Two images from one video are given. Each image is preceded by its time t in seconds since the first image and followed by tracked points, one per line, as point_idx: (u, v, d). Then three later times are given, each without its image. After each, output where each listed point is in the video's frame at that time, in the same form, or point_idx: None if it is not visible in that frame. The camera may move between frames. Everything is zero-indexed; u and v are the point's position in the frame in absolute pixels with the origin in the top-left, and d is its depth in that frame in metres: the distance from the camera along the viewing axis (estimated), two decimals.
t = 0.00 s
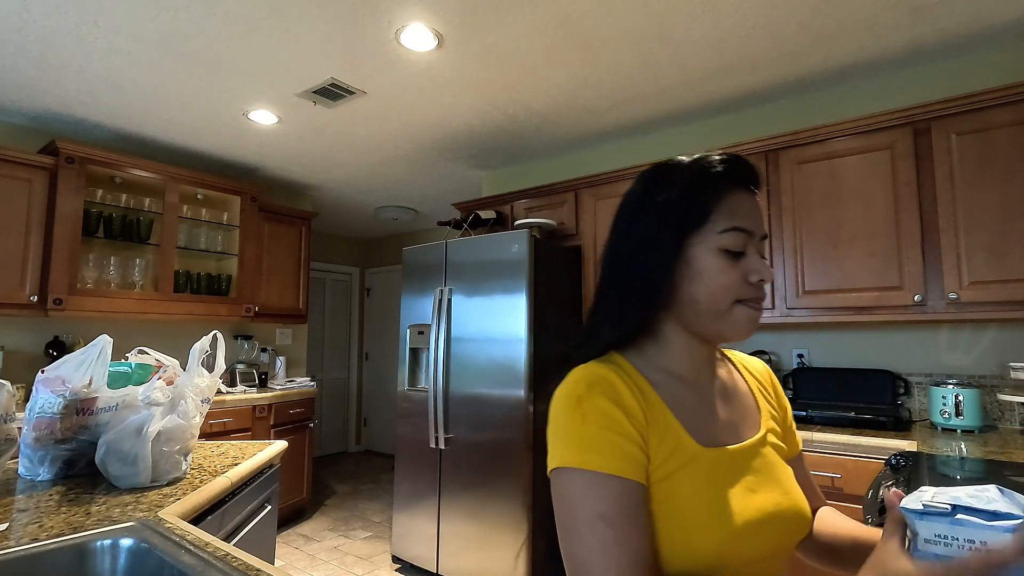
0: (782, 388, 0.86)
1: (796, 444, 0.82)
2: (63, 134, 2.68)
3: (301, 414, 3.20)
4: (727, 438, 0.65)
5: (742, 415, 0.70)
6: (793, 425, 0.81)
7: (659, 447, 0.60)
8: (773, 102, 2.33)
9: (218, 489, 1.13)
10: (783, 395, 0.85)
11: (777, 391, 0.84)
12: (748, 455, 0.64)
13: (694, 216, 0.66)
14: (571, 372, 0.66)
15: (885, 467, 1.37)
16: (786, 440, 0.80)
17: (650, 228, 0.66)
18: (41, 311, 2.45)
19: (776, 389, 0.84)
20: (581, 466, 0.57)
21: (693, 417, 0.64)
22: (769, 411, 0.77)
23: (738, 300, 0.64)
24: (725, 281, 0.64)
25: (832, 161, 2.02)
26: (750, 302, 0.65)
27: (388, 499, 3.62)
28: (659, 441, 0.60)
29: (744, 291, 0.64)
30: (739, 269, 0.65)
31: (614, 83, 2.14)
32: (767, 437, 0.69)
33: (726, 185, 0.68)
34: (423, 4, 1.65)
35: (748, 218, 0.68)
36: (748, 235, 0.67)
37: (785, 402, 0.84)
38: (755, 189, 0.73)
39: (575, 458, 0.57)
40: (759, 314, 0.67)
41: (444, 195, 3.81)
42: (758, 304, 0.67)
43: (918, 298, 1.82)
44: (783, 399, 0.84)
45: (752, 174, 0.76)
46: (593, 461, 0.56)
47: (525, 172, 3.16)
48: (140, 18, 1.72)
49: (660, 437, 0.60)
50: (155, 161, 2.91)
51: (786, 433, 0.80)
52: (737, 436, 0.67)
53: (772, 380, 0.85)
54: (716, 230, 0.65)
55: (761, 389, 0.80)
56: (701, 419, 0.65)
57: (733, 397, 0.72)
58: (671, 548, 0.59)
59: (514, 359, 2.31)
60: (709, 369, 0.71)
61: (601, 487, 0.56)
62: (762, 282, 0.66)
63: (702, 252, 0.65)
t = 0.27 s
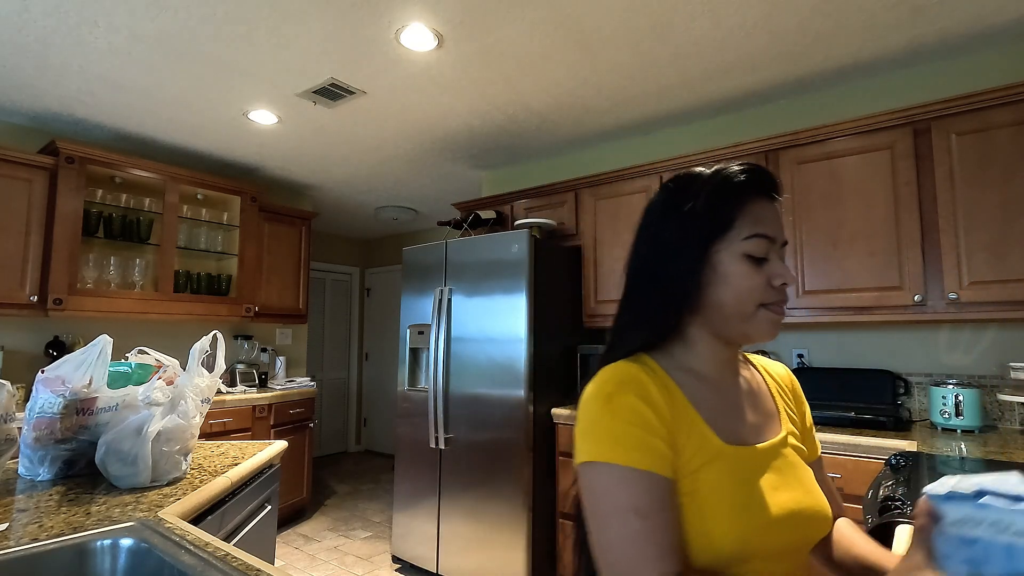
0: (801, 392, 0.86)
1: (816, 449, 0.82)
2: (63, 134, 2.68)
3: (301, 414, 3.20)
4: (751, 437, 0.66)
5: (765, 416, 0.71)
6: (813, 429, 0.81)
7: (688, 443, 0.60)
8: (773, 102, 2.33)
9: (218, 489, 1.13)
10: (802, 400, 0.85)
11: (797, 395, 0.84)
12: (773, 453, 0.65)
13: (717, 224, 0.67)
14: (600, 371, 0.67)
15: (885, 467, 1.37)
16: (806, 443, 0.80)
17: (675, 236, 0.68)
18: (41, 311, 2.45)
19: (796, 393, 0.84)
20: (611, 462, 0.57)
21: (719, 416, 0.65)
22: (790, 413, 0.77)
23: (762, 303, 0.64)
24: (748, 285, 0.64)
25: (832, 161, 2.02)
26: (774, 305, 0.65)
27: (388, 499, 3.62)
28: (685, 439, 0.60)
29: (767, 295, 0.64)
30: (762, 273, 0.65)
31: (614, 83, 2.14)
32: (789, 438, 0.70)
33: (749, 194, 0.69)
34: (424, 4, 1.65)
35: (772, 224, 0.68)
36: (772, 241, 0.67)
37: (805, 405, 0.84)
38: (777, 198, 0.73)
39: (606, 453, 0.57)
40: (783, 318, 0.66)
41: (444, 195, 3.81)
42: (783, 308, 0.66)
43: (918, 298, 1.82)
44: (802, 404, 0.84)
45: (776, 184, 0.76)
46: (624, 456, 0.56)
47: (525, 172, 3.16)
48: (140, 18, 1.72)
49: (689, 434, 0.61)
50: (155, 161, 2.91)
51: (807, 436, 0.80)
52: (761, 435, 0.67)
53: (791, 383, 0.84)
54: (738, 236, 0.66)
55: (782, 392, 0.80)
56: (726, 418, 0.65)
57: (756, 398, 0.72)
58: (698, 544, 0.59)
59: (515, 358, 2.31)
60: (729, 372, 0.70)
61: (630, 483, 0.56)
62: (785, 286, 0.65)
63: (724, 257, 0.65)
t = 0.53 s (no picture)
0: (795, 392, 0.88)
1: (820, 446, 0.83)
2: (63, 134, 2.68)
3: (301, 414, 3.20)
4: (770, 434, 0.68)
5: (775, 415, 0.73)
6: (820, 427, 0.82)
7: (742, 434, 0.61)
8: (773, 102, 2.33)
9: (218, 488, 1.13)
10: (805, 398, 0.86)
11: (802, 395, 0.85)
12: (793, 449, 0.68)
13: (704, 231, 0.66)
14: (628, 376, 0.65)
15: (884, 467, 1.37)
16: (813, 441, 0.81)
17: (665, 248, 0.68)
18: (41, 311, 2.45)
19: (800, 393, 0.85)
20: (693, 456, 0.54)
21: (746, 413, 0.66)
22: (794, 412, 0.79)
23: (765, 302, 0.64)
24: (746, 286, 0.64)
25: (832, 161, 2.02)
26: (778, 301, 0.65)
27: (389, 499, 3.62)
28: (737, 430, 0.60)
29: (768, 294, 0.64)
30: (758, 272, 0.64)
31: (614, 83, 2.14)
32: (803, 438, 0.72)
33: (733, 193, 0.68)
34: (424, 4, 1.65)
35: (761, 219, 0.67)
36: (764, 236, 0.66)
37: (809, 404, 0.84)
38: (764, 191, 0.72)
39: (687, 447, 0.54)
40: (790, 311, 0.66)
41: (445, 195, 3.81)
42: (788, 301, 0.66)
43: (918, 299, 1.82)
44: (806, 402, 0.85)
45: (762, 174, 0.75)
46: (708, 447, 0.54)
47: (525, 172, 3.16)
48: (140, 18, 1.72)
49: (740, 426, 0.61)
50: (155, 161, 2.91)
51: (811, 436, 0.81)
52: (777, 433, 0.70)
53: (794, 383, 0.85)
54: (728, 239, 0.66)
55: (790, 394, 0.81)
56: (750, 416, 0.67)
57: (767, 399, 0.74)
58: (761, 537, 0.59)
59: (515, 358, 2.31)
60: (741, 371, 0.70)
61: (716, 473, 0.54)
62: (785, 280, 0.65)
63: (718, 263, 0.65)
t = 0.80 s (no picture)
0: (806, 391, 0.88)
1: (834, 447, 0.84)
2: (63, 134, 2.68)
3: (301, 414, 3.20)
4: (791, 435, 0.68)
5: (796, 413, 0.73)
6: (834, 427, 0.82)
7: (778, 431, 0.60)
8: (774, 101, 2.33)
9: (218, 489, 1.13)
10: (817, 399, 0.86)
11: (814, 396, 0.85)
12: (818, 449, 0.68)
13: (705, 227, 0.67)
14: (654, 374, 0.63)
15: (884, 467, 1.37)
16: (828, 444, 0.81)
17: (671, 253, 0.69)
18: (41, 311, 2.45)
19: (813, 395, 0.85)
20: (737, 455, 0.53)
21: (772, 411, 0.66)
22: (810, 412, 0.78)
23: (779, 289, 0.62)
24: (757, 277, 0.63)
25: (832, 161, 2.02)
26: (793, 288, 0.63)
27: (389, 499, 3.61)
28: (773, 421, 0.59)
29: (780, 281, 0.63)
30: (767, 261, 0.63)
31: (613, 83, 2.14)
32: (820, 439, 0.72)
33: (732, 188, 0.68)
34: (424, 4, 1.65)
35: (764, 210, 0.66)
36: (769, 225, 0.65)
37: (824, 407, 0.84)
38: (766, 184, 0.72)
39: (734, 444, 0.53)
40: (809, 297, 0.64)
41: (445, 196, 3.81)
42: (806, 287, 0.64)
43: (918, 298, 1.82)
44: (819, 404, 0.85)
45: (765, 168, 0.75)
46: (754, 442, 0.53)
47: (525, 172, 3.15)
48: (140, 18, 1.72)
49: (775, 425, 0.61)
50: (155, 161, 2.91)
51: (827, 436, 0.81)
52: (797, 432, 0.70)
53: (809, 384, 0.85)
54: (731, 233, 0.65)
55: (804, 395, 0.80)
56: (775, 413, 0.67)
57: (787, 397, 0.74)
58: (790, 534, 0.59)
59: (515, 358, 2.31)
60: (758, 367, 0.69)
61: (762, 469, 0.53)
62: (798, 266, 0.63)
63: (725, 257, 0.65)
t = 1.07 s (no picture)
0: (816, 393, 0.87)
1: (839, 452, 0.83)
2: (63, 134, 2.68)
3: (301, 414, 3.20)
4: (792, 439, 0.66)
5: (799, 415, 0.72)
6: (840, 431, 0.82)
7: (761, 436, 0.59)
8: (774, 101, 2.32)
9: (218, 489, 1.13)
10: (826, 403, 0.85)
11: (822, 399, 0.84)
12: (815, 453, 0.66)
13: (694, 228, 0.68)
14: (648, 371, 0.63)
15: (884, 467, 1.37)
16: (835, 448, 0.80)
17: (662, 254, 0.70)
18: (41, 311, 2.45)
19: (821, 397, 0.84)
20: (727, 458, 0.53)
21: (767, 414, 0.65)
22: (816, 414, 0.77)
23: (763, 293, 0.63)
24: (742, 280, 0.63)
25: (832, 161, 2.02)
26: (780, 291, 0.63)
27: (388, 500, 3.61)
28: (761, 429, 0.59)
29: (766, 284, 0.63)
30: (753, 264, 0.63)
31: (614, 83, 2.14)
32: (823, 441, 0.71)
33: (723, 186, 0.68)
34: (424, 4, 1.65)
35: (755, 209, 0.66)
36: (758, 225, 0.65)
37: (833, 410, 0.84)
38: (765, 180, 0.70)
39: (700, 448, 0.54)
40: (798, 300, 0.63)
41: (445, 196, 3.81)
42: (795, 290, 0.63)
43: (918, 298, 1.82)
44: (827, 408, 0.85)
45: (764, 161, 0.73)
46: (720, 447, 0.53)
47: (525, 172, 3.15)
48: (139, 17, 1.72)
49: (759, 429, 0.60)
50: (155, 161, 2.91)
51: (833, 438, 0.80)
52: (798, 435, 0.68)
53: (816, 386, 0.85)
54: (719, 234, 0.66)
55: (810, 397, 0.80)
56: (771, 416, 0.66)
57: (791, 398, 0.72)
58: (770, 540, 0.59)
59: (514, 358, 2.31)
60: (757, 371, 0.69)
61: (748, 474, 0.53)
62: (786, 268, 0.63)
63: (711, 259, 0.66)
